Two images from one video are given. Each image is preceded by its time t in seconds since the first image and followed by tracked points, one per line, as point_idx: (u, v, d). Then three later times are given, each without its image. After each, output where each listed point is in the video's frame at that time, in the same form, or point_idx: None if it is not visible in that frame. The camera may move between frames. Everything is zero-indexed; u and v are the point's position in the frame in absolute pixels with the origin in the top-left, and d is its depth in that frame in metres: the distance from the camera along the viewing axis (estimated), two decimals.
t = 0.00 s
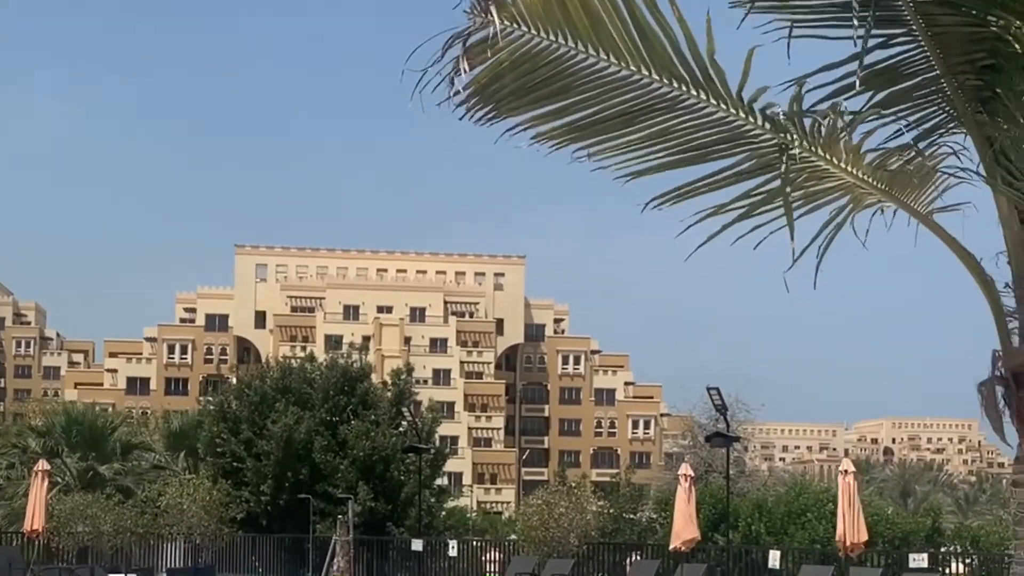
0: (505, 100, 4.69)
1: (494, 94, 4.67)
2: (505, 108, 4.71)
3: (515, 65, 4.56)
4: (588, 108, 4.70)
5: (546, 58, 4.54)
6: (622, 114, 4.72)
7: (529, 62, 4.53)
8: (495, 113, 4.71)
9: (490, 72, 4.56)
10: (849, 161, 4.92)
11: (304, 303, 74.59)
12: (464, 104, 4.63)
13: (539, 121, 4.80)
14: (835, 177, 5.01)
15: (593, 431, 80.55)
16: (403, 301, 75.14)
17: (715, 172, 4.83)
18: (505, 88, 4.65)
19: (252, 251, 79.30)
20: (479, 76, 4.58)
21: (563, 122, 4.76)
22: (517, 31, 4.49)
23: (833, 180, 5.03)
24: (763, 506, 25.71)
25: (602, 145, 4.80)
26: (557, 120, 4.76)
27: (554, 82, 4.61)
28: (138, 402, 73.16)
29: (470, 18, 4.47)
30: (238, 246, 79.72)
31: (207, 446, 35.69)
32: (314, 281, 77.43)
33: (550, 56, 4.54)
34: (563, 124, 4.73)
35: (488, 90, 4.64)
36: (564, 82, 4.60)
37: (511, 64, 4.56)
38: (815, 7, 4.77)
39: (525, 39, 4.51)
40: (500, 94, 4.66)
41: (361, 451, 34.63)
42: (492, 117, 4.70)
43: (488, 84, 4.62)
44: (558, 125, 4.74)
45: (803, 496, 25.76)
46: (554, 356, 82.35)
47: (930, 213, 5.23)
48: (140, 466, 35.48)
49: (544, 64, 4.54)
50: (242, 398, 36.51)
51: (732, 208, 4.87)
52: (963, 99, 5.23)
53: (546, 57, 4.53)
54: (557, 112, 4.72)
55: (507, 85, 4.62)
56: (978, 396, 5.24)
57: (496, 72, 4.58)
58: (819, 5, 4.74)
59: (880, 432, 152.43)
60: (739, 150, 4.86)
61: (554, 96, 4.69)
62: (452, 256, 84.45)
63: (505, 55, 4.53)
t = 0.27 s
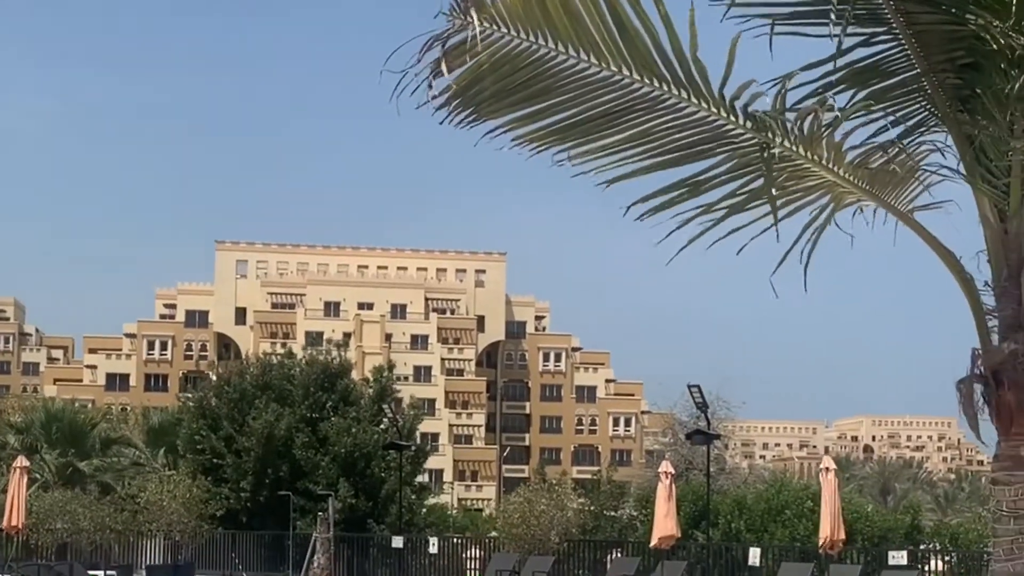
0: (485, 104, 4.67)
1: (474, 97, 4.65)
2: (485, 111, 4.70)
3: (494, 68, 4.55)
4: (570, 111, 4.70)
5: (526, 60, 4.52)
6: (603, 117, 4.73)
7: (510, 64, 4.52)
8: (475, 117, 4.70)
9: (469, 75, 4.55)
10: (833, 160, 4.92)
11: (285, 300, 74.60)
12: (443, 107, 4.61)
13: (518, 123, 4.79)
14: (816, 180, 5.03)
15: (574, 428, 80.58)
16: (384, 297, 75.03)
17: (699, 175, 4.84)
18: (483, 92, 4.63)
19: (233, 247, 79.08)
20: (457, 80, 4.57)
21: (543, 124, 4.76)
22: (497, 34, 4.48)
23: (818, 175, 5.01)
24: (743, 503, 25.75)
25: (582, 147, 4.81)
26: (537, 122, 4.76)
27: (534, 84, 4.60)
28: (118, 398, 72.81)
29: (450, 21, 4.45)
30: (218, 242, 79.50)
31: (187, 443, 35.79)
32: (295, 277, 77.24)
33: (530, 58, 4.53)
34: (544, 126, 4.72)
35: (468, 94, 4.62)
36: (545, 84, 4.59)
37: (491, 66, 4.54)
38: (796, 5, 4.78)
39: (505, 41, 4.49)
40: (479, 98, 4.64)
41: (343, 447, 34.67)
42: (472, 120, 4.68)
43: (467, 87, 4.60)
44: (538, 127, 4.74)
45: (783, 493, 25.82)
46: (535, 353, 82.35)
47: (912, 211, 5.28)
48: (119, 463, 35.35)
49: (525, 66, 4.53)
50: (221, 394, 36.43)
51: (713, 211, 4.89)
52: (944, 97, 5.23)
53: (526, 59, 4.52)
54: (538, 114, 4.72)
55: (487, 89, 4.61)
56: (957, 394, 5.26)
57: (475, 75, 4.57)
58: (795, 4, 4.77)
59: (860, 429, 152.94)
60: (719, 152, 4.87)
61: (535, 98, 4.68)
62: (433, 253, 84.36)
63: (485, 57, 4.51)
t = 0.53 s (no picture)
0: (479, 109, 4.67)
1: (469, 102, 4.65)
2: (479, 116, 4.70)
3: (487, 72, 4.55)
4: (565, 115, 4.72)
5: (520, 62, 4.52)
6: (598, 120, 4.75)
7: (504, 67, 4.53)
8: (469, 121, 4.70)
9: (462, 80, 4.54)
10: (826, 155, 4.94)
11: (277, 299, 74.43)
12: (437, 112, 4.61)
13: (513, 128, 4.80)
14: (809, 179, 5.10)
15: (566, 427, 80.61)
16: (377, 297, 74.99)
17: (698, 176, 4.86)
18: (476, 97, 4.63)
19: (225, 246, 79.00)
20: (451, 84, 4.57)
21: (537, 128, 4.78)
22: (491, 35, 4.47)
23: (808, 177, 5.11)
24: (735, 502, 25.80)
25: (577, 150, 4.84)
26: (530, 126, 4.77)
27: (528, 87, 4.60)
28: (110, 398, 72.65)
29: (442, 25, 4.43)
30: (210, 241, 79.42)
31: (179, 442, 35.80)
32: (287, 277, 77.16)
33: (524, 60, 4.52)
34: (538, 130, 4.73)
35: (461, 99, 4.62)
36: (540, 86, 4.59)
37: (485, 70, 4.54)
38: (788, 5, 4.79)
39: (499, 43, 4.49)
40: (474, 103, 4.64)
41: (336, 446, 34.63)
42: (467, 126, 4.68)
43: (461, 92, 4.60)
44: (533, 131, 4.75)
45: (776, 491, 25.90)
46: (527, 352, 82.37)
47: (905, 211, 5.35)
48: (112, 462, 35.28)
49: (519, 69, 4.53)
50: (214, 394, 36.42)
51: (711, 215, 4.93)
52: (936, 97, 5.26)
53: (520, 61, 4.52)
54: (532, 117, 4.72)
55: (481, 93, 4.61)
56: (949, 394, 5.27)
57: (468, 79, 4.56)
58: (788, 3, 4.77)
59: (852, 428, 153.16)
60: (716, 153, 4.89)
61: (529, 102, 4.69)
62: (426, 252, 84.33)
63: (478, 61, 4.50)
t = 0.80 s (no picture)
0: (494, 94, 4.87)
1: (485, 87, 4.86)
2: (494, 102, 4.91)
3: (505, 57, 4.76)
4: (578, 104, 4.94)
5: (539, 49, 4.73)
6: (612, 110, 4.99)
7: (523, 53, 4.74)
8: (485, 106, 4.90)
9: (481, 63, 4.75)
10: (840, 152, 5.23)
11: (280, 301, 74.41)
12: (454, 94, 4.78)
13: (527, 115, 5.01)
14: (819, 172, 5.37)
15: (569, 428, 80.60)
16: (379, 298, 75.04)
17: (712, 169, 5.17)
18: (492, 82, 4.83)
19: (228, 248, 79.09)
20: (470, 68, 4.75)
21: (550, 116, 4.99)
22: (513, 22, 4.68)
23: (820, 175, 5.41)
24: (738, 502, 25.79)
25: (588, 141, 5.07)
26: (544, 114, 4.98)
27: (544, 77, 4.82)
28: (114, 399, 72.63)
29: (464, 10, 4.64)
30: (213, 243, 79.50)
31: (183, 444, 35.89)
32: (290, 278, 77.22)
33: (543, 49, 4.73)
34: (552, 119, 4.96)
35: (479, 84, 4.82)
36: (557, 74, 4.81)
37: (503, 56, 4.76)
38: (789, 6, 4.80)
39: (518, 29, 4.70)
40: (490, 88, 4.84)
41: (339, 448, 34.58)
42: (482, 110, 4.87)
43: (477, 76, 4.79)
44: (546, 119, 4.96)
45: (779, 492, 25.91)
46: (529, 353, 82.38)
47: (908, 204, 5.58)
48: (115, 465, 35.28)
49: (538, 56, 4.74)
50: (218, 395, 36.49)
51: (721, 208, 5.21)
52: (941, 97, 5.25)
53: (540, 49, 4.73)
54: (547, 105, 4.94)
55: (497, 79, 4.82)
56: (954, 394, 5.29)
57: (486, 64, 4.76)
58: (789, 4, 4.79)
59: (855, 429, 153.00)
60: (727, 147, 5.19)
61: (544, 90, 4.90)
62: (427, 253, 84.37)
63: (498, 46, 4.71)
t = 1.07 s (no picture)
0: (516, 83, 4.79)
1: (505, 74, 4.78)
2: (514, 89, 4.82)
3: (528, 43, 4.66)
4: (598, 96, 4.85)
5: (563, 38, 4.64)
6: (633, 100, 4.90)
7: (546, 39, 4.64)
8: (506, 95, 4.82)
9: (503, 49, 4.66)
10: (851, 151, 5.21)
11: (283, 303, 74.47)
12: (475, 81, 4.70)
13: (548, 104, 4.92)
14: (832, 170, 5.31)
15: (572, 429, 80.55)
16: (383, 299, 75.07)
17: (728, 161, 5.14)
18: (513, 71, 4.75)
19: (231, 250, 79.10)
20: (492, 54, 4.66)
21: (570, 105, 4.90)
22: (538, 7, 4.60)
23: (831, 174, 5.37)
24: (743, 502, 25.79)
25: (605, 131, 5.00)
26: (564, 104, 4.89)
27: (567, 65, 4.73)
28: (117, 401, 72.62)
29: None
30: (217, 244, 79.50)
31: (187, 446, 35.96)
32: (293, 280, 77.20)
33: (567, 36, 4.64)
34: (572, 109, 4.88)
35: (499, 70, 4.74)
36: (580, 63, 4.72)
37: (525, 43, 4.67)
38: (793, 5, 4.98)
39: (543, 14, 4.61)
40: (511, 76, 4.75)
41: (342, 450, 34.58)
42: (503, 98, 4.80)
43: (499, 63, 4.70)
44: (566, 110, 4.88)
45: (783, 491, 25.95)
46: (532, 354, 82.31)
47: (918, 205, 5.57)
48: (119, 466, 35.25)
49: (562, 43, 4.66)
50: (222, 397, 36.49)
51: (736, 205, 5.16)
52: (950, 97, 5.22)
53: (565, 36, 4.64)
54: (567, 94, 4.84)
55: (518, 67, 4.72)
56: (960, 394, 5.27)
57: (508, 50, 4.68)
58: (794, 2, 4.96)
59: (859, 429, 152.81)
60: (745, 141, 5.14)
61: (566, 79, 4.81)
62: (430, 254, 84.35)
63: (521, 31, 4.62)
